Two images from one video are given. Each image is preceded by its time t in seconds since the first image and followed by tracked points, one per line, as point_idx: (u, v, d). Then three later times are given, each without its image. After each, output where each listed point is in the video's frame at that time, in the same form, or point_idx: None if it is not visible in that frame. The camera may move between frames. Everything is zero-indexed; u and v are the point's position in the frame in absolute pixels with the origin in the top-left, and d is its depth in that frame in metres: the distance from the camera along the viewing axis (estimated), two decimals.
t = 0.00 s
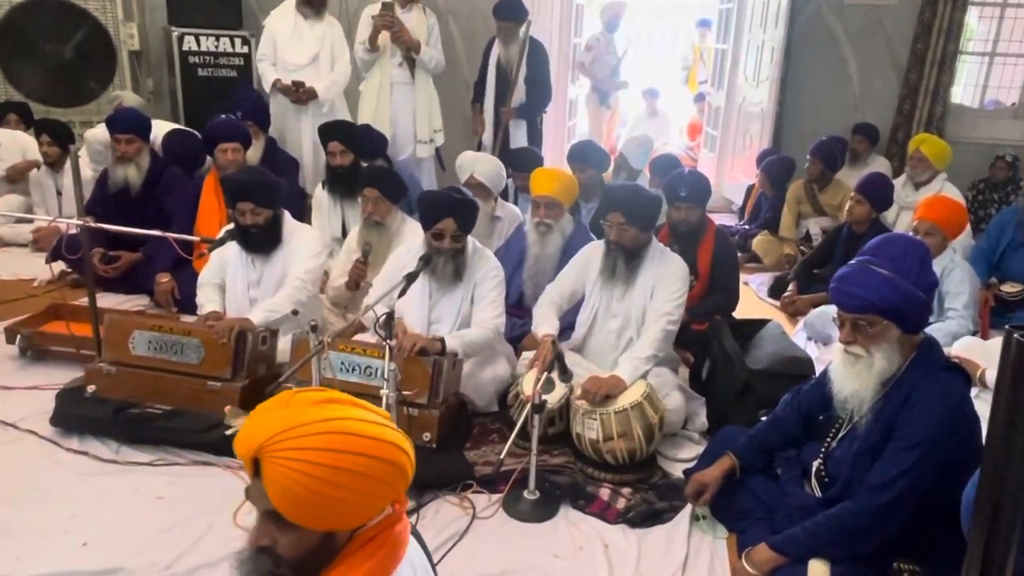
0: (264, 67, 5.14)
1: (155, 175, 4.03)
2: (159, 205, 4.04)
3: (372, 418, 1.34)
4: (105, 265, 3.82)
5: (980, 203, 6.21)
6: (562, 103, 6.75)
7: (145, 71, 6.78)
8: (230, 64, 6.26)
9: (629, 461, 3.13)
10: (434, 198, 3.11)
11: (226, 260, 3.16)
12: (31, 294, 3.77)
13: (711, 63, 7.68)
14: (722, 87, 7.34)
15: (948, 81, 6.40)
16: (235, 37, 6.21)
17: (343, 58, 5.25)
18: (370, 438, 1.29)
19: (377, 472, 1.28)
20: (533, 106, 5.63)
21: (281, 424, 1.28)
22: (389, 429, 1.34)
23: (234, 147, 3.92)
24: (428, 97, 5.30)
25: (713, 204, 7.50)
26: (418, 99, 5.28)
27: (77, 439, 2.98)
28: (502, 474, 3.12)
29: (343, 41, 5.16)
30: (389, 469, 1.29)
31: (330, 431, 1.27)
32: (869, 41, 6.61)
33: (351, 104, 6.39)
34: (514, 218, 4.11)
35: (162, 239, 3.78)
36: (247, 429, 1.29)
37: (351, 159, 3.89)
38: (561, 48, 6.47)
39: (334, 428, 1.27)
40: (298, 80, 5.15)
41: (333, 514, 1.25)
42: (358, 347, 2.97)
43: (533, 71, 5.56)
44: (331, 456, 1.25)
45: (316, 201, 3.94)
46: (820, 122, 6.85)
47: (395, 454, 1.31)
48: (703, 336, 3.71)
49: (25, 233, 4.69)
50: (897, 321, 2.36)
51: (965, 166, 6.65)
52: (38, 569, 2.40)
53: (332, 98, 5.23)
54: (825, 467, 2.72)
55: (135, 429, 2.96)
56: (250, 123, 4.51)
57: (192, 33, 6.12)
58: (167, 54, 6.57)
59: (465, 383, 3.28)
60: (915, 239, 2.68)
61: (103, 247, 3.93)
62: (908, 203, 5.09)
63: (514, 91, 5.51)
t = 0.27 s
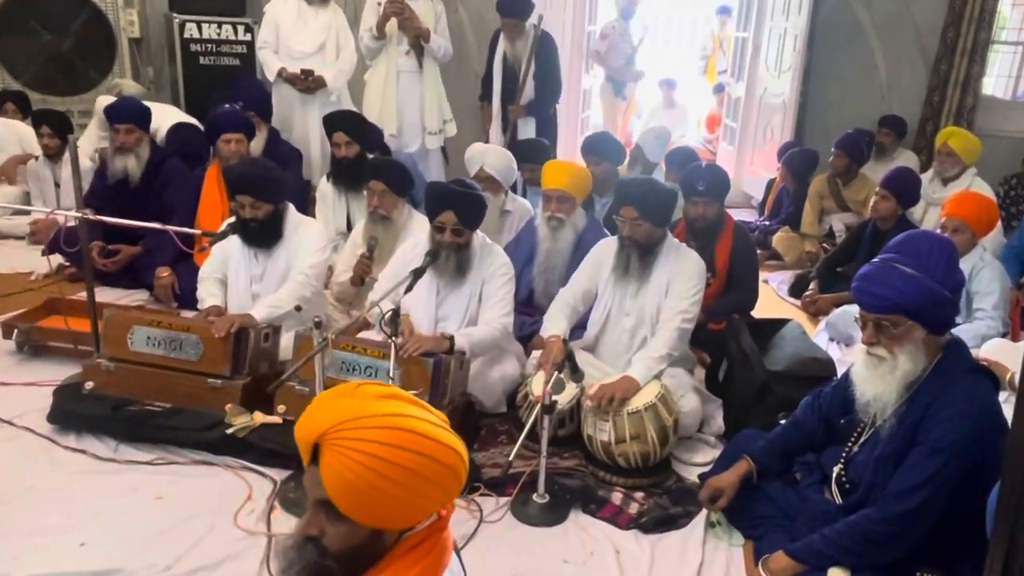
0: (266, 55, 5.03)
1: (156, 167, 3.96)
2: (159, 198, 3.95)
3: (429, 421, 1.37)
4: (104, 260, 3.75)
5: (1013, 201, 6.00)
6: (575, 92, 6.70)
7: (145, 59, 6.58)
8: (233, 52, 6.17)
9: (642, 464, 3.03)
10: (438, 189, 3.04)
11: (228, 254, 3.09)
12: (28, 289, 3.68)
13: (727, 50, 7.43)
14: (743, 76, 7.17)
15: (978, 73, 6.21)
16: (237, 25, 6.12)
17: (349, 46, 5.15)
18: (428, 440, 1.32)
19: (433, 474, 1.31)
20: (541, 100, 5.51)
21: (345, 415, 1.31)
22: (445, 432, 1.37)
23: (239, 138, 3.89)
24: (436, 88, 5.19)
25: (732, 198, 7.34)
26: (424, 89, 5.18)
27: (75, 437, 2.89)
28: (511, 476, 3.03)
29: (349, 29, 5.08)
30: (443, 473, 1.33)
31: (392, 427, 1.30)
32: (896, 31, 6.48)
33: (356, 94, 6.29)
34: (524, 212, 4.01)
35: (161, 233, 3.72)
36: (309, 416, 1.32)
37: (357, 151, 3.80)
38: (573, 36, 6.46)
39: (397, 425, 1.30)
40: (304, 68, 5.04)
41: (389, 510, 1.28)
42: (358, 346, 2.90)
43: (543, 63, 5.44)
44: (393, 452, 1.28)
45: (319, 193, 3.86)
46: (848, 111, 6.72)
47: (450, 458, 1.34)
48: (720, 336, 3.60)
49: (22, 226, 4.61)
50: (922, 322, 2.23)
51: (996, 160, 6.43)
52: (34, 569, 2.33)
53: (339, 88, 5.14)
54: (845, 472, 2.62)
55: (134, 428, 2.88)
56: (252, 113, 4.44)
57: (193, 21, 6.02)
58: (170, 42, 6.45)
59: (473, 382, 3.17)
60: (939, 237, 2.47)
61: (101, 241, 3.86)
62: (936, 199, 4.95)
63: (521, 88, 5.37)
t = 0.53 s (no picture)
0: (272, 44, 4.97)
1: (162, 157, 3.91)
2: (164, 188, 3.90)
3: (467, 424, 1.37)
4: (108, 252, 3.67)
5: None
6: (591, 82, 6.60)
7: (151, 47, 6.51)
8: (240, 40, 6.06)
9: (655, 465, 2.95)
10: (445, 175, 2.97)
11: (234, 247, 3.06)
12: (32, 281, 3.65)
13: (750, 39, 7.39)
14: (766, 66, 7.09)
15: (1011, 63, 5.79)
16: (244, 12, 5.99)
17: (356, 35, 5.08)
18: (458, 441, 1.31)
19: (457, 476, 1.30)
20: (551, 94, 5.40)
21: (379, 400, 1.33)
22: (480, 439, 1.35)
23: (246, 129, 3.82)
24: (445, 78, 5.10)
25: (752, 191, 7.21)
26: (433, 79, 5.09)
27: (79, 431, 2.85)
28: (521, 476, 2.98)
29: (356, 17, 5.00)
30: (469, 478, 1.31)
31: (421, 420, 1.30)
32: (925, 19, 6.22)
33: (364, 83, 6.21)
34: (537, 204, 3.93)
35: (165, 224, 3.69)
36: (348, 398, 1.37)
37: (366, 141, 3.73)
38: (589, 26, 6.37)
39: (428, 419, 1.31)
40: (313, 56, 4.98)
41: (410, 503, 1.28)
42: (372, 340, 2.82)
43: (552, 57, 5.32)
44: (418, 445, 1.29)
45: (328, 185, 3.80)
46: (872, 103, 6.54)
47: (477, 464, 1.32)
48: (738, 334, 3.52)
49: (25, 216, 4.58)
50: (947, 321, 2.13)
51: None
52: (38, 563, 2.29)
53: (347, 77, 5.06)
54: (865, 476, 2.53)
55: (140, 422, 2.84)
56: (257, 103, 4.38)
57: (200, 8, 5.90)
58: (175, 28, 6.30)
59: (484, 379, 3.10)
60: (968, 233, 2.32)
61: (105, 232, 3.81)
62: (964, 194, 4.83)
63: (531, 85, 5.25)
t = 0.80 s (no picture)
0: (281, 31, 4.91)
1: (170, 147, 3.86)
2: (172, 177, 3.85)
3: (493, 420, 1.28)
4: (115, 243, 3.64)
5: None
6: (608, 71, 6.49)
7: (159, 33, 6.23)
8: (249, 27, 5.77)
9: (673, 465, 2.88)
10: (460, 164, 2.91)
11: (243, 239, 3.03)
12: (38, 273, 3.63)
13: (774, 27, 7.29)
14: (790, 54, 6.96)
15: None
16: None
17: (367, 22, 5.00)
18: (476, 437, 1.23)
19: (472, 472, 1.21)
20: (563, 89, 5.29)
21: (401, 384, 1.27)
22: (503, 438, 1.26)
23: (253, 118, 3.76)
24: (454, 66, 5.00)
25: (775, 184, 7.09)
26: (442, 67, 5.00)
27: (86, 425, 2.80)
28: (535, 475, 2.91)
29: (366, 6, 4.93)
30: (485, 477, 1.22)
31: (440, 408, 1.23)
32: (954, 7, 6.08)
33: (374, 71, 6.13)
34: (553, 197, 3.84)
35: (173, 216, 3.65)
36: (375, 379, 1.31)
37: (378, 131, 3.67)
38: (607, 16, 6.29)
39: (448, 407, 1.23)
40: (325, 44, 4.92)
41: (422, 493, 1.21)
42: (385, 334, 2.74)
43: (563, 53, 5.21)
44: (434, 432, 1.22)
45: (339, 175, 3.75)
46: (902, 91, 6.36)
47: (496, 463, 1.23)
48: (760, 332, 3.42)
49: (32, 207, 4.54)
50: (975, 318, 2.04)
51: None
52: (45, 558, 2.25)
53: (358, 64, 4.99)
54: (890, 477, 2.43)
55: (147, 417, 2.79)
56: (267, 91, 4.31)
57: None
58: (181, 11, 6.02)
59: (498, 376, 3.03)
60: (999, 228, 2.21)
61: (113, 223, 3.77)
62: (996, 187, 4.71)
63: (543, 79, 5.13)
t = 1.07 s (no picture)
0: (294, 18, 4.85)
1: (181, 135, 3.81)
2: (183, 166, 3.83)
3: (505, 406, 1.22)
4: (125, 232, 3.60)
5: None
6: (627, 59, 6.37)
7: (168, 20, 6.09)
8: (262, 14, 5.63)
9: (693, 461, 2.81)
10: (479, 157, 2.87)
11: (256, 228, 3.01)
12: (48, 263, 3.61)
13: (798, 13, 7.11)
14: (816, 41, 6.80)
15: None
16: None
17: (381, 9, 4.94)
18: (484, 423, 1.18)
19: (475, 459, 1.16)
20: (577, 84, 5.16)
21: (410, 364, 1.23)
22: (513, 426, 1.20)
23: (263, 107, 3.68)
24: (465, 53, 4.92)
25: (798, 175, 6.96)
26: (452, 56, 4.91)
27: (97, 417, 2.77)
28: (551, 471, 2.85)
29: None
30: (490, 464, 1.17)
31: (447, 390, 1.18)
32: None
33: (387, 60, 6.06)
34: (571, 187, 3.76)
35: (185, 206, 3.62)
36: (389, 355, 1.27)
37: (392, 120, 3.63)
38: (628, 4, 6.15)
39: (456, 391, 1.18)
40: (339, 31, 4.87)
41: (425, 476, 1.18)
42: (393, 327, 2.71)
43: (578, 48, 5.10)
44: (439, 415, 1.17)
45: (352, 164, 3.71)
46: (934, 78, 6.19)
47: (502, 451, 1.18)
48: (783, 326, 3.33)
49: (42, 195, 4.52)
50: (1008, 312, 1.96)
51: None
52: (56, 550, 2.22)
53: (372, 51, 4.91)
54: (918, 477, 2.35)
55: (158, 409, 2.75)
56: (280, 79, 4.26)
57: None
58: None
59: (513, 369, 2.98)
60: None
61: (125, 213, 3.73)
62: None
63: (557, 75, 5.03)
